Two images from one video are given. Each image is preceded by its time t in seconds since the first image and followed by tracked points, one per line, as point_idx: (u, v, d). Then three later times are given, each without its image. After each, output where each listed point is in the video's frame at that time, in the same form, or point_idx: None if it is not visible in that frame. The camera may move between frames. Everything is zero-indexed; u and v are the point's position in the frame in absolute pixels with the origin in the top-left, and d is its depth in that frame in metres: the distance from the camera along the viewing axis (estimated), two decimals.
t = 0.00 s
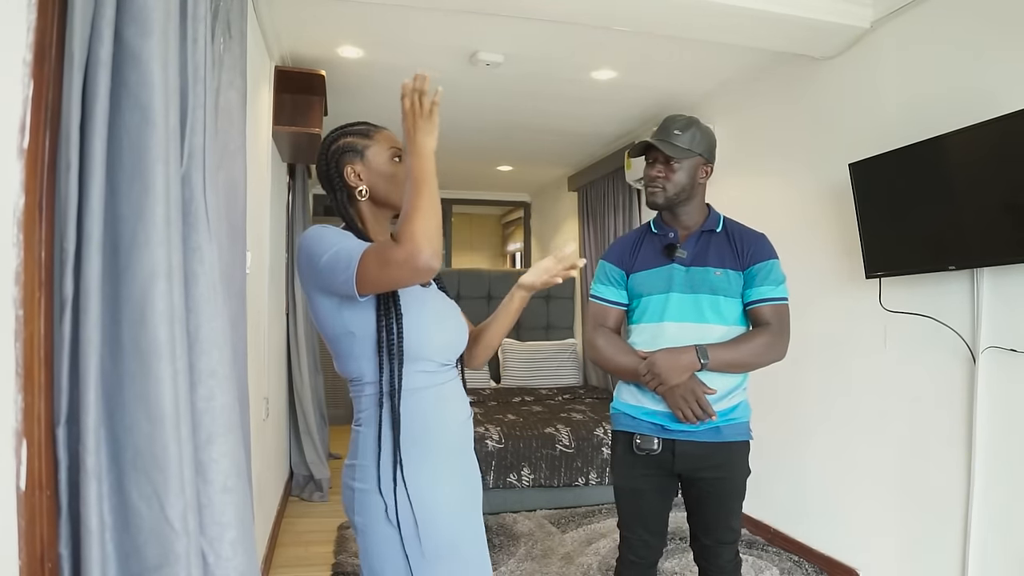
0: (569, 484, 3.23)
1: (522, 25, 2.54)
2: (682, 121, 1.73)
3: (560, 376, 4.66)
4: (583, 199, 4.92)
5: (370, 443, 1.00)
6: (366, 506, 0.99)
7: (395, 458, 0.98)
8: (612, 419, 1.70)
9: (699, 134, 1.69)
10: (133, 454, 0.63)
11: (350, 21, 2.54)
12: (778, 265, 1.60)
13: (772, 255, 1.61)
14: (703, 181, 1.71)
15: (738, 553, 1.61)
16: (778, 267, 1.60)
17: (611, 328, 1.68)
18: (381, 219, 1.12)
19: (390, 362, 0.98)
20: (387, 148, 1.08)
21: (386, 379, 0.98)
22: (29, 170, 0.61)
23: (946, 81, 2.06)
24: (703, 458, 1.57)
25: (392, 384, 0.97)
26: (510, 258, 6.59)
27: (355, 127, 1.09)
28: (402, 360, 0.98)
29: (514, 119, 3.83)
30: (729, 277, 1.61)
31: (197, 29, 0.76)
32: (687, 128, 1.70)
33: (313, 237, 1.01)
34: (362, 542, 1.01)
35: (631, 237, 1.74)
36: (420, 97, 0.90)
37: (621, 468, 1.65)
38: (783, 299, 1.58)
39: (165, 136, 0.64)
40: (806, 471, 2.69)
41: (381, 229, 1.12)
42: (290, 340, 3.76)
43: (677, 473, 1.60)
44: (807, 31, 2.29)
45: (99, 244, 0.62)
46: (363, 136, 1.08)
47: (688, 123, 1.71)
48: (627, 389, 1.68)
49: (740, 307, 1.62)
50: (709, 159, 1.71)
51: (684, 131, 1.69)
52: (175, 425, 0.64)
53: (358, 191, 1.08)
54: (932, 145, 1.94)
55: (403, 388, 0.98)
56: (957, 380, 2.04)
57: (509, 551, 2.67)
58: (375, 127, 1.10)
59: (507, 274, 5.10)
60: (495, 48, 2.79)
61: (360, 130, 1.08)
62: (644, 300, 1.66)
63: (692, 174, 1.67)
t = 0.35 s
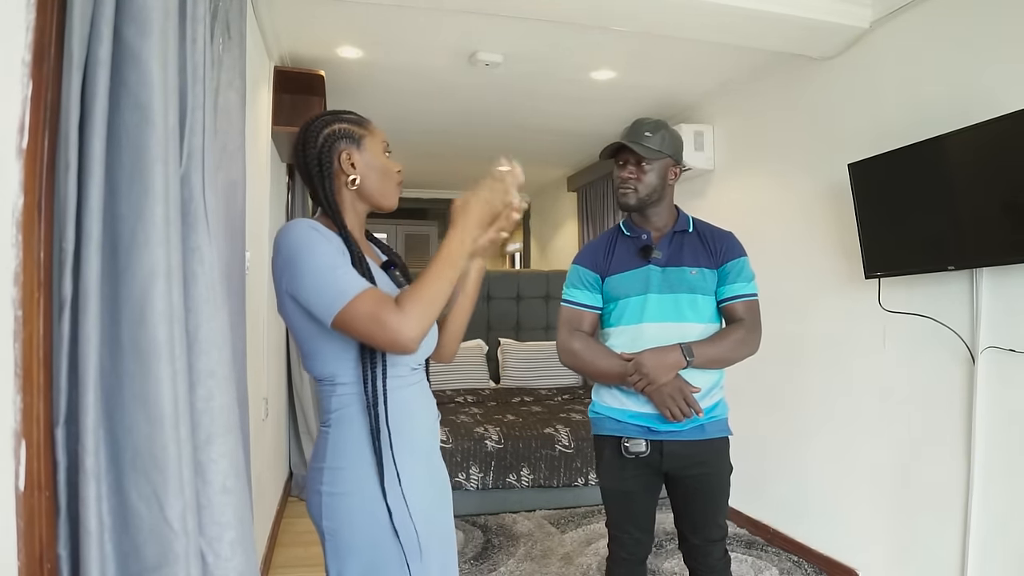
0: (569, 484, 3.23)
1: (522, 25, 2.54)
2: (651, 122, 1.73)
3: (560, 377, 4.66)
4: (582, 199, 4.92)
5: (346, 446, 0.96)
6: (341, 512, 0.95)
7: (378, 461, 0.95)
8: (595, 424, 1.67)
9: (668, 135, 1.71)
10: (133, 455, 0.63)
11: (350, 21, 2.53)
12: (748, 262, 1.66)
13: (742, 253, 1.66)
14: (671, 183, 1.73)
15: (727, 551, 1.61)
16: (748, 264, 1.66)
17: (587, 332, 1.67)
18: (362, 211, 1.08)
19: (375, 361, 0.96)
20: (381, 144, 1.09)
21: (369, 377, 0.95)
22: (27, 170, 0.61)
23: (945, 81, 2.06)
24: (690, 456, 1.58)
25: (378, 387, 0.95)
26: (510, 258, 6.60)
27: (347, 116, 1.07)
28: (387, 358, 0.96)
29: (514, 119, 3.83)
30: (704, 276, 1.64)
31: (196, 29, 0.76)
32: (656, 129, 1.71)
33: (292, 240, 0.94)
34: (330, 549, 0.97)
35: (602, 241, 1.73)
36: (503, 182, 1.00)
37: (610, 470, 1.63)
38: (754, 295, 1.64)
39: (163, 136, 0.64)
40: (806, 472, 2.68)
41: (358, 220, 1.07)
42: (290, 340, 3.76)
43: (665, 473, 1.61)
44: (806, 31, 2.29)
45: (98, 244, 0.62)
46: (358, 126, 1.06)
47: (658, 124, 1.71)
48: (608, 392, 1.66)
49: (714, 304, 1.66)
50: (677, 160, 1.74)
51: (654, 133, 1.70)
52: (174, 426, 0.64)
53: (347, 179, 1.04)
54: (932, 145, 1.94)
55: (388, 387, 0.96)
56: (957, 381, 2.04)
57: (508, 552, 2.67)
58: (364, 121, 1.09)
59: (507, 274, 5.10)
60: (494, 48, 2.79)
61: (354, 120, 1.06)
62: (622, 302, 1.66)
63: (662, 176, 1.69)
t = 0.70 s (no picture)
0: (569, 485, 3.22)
1: (522, 24, 2.54)
2: (624, 124, 1.73)
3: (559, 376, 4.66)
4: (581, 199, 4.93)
5: (311, 441, 0.96)
6: (303, 508, 0.95)
7: (344, 458, 0.95)
8: (591, 426, 1.65)
9: (642, 138, 1.71)
10: (133, 455, 0.63)
11: (350, 20, 2.53)
12: (723, 259, 1.71)
13: (716, 250, 1.71)
14: (645, 184, 1.74)
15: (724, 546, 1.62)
16: (722, 260, 1.72)
17: (572, 339, 1.65)
18: (330, 209, 1.08)
19: (344, 361, 0.96)
20: (358, 144, 1.08)
21: (339, 375, 0.96)
22: (27, 169, 0.60)
23: (945, 80, 2.06)
24: (686, 448, 1.61)
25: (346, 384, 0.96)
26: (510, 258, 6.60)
27: (327, 111, 1.06)
28: (357, 361, 0.97)
29: (515, 119, 3.83)
30: (686, 276, 1.67)
31: (196, 28, 0.76)
32: (630, 131, 1.71)
33: (270, 227, 0.94)
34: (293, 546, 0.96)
35: (580, 246, 1.71)
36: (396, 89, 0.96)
37: (608, 470, 1.62)
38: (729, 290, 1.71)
39: (163, 136, 0.64)
40: (806, 471, 2.68)
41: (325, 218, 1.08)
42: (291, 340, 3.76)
43: (660, 468, 1.62)
44: (806, 31, 2.29)
45: (98, 244, 0.61)
46: (336, 125, 1.05)
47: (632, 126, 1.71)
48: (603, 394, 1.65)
49: (693, 301, 1.70)
50: (651, 162, 1.74)
51: (628, 135, 1.70)
52: (174, 425, 0.64)
53: (319, 177, 1.04)
54: (932, 145, 1.94)
55: (356, 389, 0.97)
56: (957, 381, 2.04)
57: (508, 551, 2.67)
58: (345, 117, 1.08)
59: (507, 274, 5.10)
60: (494, 48, 2.79)
61: (334, 117, 1.06)
62: (607, 307, 1.66)
63: (637, 178, 1.70)
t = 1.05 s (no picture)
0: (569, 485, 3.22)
1: (522, 25, 2.54)
2: (629, 126, 1.75)
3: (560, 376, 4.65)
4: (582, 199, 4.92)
5: (273, 443, 0.93)
6: (263, 510, 0.92)
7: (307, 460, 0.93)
8: (596, 424, 1.66)
9: (646, 139, 1.74)
10: (134, 455, 0.63)
11: (350, 21, 2.54)
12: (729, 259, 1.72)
13: (723, 251, 1.72)
14: (650, 185, 1.76)
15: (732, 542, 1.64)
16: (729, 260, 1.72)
17: (578, 338, 1.67)
18: (305, 208, 1.07)
19: (305, 363, 0.94)
20: (336, 144, 1.06)
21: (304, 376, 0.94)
22: (28, 170, 0.60)
23: (945, 80, 2.06)
24: (692, 448, 1.61)
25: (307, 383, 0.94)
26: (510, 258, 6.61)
27: (308, 109, 1.05)
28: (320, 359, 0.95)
29: (515, 119, 3.83)
30: (691, 276, 1.67)
31: (196, 29, 0.76)
32: (635, 133, 1.74)
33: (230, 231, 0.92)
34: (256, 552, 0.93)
35: (587, 247, 1.73)
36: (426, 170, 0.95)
37: (615, 469, 1.62)
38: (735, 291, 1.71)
39: (163, 137, 0.64)
40: (806, 471, 2.69)
41: (301, 217, 1.06)
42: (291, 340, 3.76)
43: (667, 467, 1.63)
44: (807, 31, 2.29)
45: (97, 244, 0.62)
46: (316, 124, 1.04)
47: (635, 128, 1.74)
48: (609, 392, 1.66)
49: (699, 302, 1.70)
50: (655, 162, 1.77)
51: (632, 136, 1.72)
52: (173, 425, 0.64)
53: (295, 175, 1.02)
54: (932, 145, 1.94)
55: (320, 391, 0.95)
56: (958, 380, 2.04)
57: (508, 552, 2.68)
58: (325, 117, 1.07)
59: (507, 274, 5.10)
60: (494, 48, 2.79)
61: (313, 115, 1.04)
62: (613, 306, 1.67)
63: (641, 179, 1.72)
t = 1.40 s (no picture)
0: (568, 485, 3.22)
1: (522, 24, 2.54)
2: (665, 125, 1.79)
3: (560, 377, 4.65)
4: (582, 199, 4.92)
5: (268, 441, 0.94)
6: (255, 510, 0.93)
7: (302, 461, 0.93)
8: (619, 420, 1.70)
9: (681, 138, 1.77)
10: (131, 454, 0.62)
11: (349, 20, 2.53)
12: (760, 261, 1.74)
13: (755, 254, 1.74)
14: (683, 185, 1.79)
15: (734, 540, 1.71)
16: (760, 263, 1.74)
17: (606, 332, 1.70)
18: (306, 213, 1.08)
19: (299, 364, 0.93)
20: (338, 148, 1.07)
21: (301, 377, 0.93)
22: (24, 169, 0.60)
23: (944, 80, 2.06)
24: (713, 449, 1.64)
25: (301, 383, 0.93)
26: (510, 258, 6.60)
27: (310, 114, 1.04)
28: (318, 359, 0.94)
29: (515, 119, 3.83)
30: (719, 276, 1.70)
31: (195, 29, 0.76)
32: (670, 132, 1.77)
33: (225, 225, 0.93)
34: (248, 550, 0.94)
35: (619, 244, 1.77)
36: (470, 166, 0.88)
37: (633, 465, 1.66)
38: (766, 294, 1.72)
39: (162, 137, 0.64)
40: (805, 471, 2.69)
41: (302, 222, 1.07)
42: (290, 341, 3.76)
43: (687, 468, 1.66)
44: (806, 31, 2.29)
45: (95, 244, 0.61)
46: (319, 130, 1.04)
47: (670, 127, 1.77)
48: (633, 390, 1.69)
49: (729, 303, 1.72)
50: (690, 162, 1.80)
51: (667, 135, 1.76)
52: (171, 425, 0.64)
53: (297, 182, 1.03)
54: (931, 145, 1.94)
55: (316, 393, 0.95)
56: (957, 380, 2.04)
57: (508, 552, 2.67)
58: (328, 121, 1.07)
59: (507, 274, 5.10)
60: (493, 48, 2.79)
61: (316, 120, 1.04)
62: (640, 302, 1.70)
63: (674, 177, 1.75)
